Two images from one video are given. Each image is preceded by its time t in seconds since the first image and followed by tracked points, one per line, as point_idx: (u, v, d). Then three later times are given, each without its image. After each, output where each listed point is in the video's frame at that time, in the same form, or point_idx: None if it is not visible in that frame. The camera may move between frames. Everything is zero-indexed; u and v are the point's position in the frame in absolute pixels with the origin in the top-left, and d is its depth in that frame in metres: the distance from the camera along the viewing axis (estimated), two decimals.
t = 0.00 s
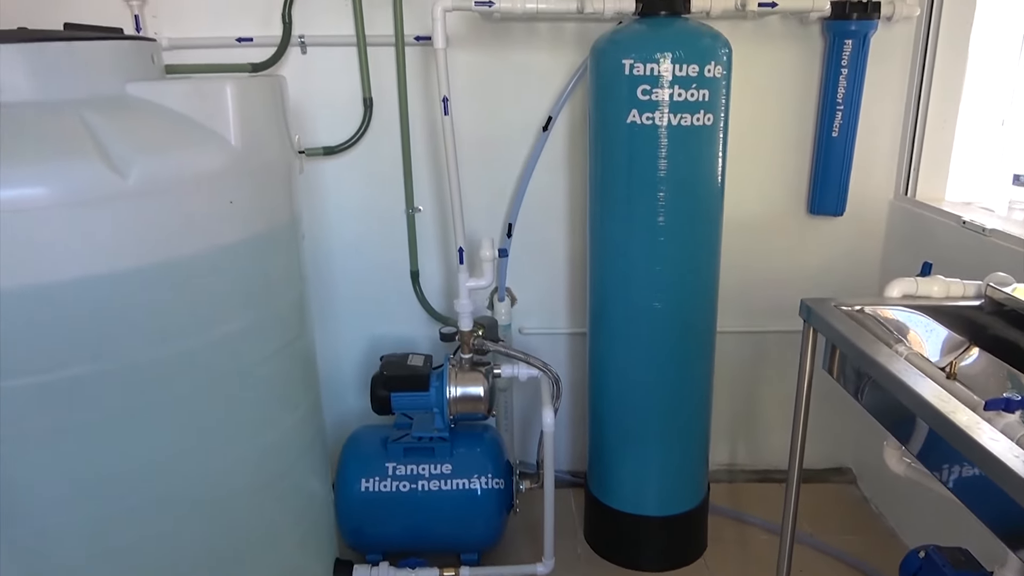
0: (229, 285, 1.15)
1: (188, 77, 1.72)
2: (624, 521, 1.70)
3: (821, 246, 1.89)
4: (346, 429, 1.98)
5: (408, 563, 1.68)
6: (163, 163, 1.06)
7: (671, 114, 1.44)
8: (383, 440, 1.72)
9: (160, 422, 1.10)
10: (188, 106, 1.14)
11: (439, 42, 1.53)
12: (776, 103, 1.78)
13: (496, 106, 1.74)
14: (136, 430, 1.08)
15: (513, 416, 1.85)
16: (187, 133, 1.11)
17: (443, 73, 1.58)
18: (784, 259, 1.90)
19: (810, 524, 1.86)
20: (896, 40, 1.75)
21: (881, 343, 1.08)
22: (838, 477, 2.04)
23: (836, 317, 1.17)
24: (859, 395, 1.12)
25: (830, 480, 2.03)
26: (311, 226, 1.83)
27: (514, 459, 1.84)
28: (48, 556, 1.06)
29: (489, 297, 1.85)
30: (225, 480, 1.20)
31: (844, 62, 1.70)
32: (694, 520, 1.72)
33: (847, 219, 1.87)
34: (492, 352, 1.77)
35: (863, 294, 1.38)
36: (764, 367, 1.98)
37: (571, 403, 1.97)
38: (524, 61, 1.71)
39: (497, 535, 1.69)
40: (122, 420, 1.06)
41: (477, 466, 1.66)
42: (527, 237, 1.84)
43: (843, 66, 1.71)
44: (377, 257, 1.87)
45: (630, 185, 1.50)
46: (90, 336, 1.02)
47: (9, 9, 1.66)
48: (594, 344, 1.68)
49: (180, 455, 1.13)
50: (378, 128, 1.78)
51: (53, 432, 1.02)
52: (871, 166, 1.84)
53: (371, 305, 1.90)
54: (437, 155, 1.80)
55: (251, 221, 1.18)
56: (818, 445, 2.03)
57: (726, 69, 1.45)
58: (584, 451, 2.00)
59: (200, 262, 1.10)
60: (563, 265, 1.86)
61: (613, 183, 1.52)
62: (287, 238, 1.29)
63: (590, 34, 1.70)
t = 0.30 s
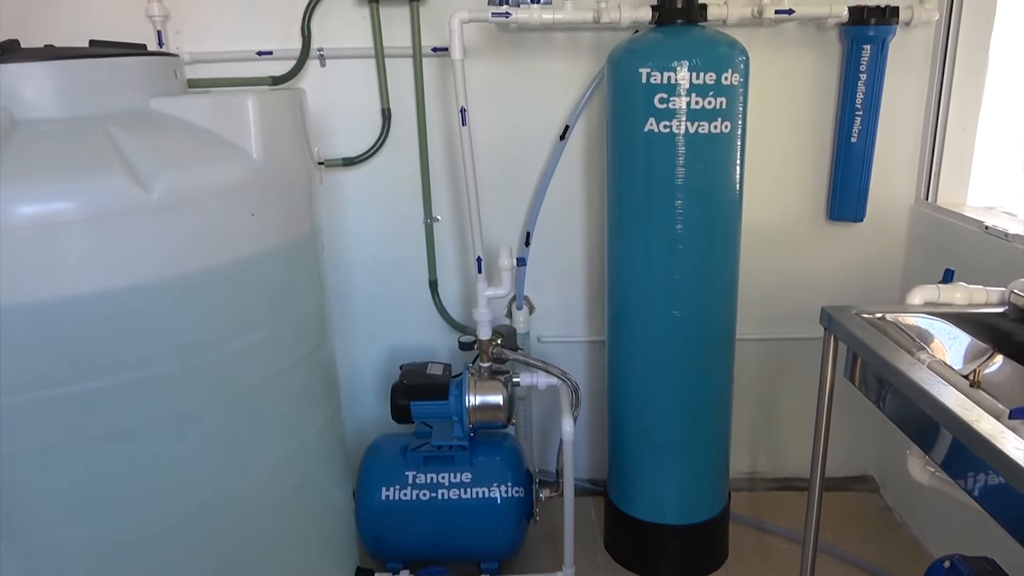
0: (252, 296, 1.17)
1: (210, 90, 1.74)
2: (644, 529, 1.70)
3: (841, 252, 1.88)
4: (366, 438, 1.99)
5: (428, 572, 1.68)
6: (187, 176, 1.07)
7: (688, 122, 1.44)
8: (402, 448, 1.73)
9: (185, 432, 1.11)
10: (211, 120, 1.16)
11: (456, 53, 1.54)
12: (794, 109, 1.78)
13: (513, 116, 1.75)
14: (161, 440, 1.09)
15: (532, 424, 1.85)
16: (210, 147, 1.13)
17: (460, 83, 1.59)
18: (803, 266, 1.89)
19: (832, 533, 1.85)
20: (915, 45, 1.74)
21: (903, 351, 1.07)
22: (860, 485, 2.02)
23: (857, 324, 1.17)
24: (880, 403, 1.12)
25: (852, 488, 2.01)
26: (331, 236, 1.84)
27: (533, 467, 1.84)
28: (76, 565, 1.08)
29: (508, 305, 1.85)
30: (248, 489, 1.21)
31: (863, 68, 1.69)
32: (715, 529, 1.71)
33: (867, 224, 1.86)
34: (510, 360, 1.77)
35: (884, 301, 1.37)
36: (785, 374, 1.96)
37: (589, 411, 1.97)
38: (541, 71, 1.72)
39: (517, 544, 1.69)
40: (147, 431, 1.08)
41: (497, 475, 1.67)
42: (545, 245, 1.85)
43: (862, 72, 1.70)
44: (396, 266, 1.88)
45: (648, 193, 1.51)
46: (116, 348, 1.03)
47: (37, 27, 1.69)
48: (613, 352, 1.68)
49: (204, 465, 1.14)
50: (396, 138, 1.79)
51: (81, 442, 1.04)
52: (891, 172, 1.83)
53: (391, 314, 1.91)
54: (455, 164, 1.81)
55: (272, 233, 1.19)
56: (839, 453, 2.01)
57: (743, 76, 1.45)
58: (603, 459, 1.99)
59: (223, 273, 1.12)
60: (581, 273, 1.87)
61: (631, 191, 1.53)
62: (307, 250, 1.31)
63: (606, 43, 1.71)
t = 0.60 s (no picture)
0: (275, 303, 1.18)
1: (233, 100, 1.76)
2: (664, 537, 1.69)
3: (863, 258, 1.86)
4: (386, 444, 2.00)
5: None
6: (211, 186, 1.09)
7: (709, 129, 1.44)
8: (423, 455, 1.74)
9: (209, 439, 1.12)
10: (235, 130, 1.18)
11: (476, 61, 1.55)
12: (815, 114, 1.77)
13: (532, 123, 1.75)
14: (186, 447, 1.10)
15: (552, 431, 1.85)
16: (234, 156, 1.14)
17: (480, 91, 1.60)
18: (825, 272, 1.87)
19: (856, 542, 1.83)
20: (937, 50, 1.73)
21: (928, 359, 1.06)
22: (884, 494, 1.99)
23: (881, 332, 1.16)
24: (905, 412, 1.11)
25: (876, 497, 1.99)
26: (352, 243, 1.86)
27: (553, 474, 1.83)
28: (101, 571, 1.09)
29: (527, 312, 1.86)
30: (270, 496, 1.22)
31: (884, 73, 1.68)
32: (736, 537, 1.70)
33: (890, 230, 1.85)
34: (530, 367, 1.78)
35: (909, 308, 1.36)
36: (806, 381, 1.95)
37: (609, 418, 1.97)
38: (560, 78, 1.72)
39: (537, 551, 1.69)
40: (173, 438, 1.09)
41: (517, 482, 1.67)
42: (564, 252, 1.85)
43: (883, 76, 1.69)
44: (417, 273, 1.89)
45: (668, 201, 1.50)
46: (142, 356, 1.05)
47: (67, 40, 1.73)
48: (633, 360, 1.68)
49: (227, 472, 1.15)
50: (416, 146, 1.81)
51: (108, 450, 1.05)
52: (914, 177, 1.81)
53: (411, 320, 1.92)
54: (475, 172, 1.82)
55: (295, 241, 1.21)
56: (863, 461, 1.99)
57: (764, 83, 1.45)
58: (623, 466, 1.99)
59: (247, 281, 1.13)
60: (600, 280, 1.87)
61: (651, 198, 1.52)
62: (329, 257, 1.32)
63: (625, 50, 1.71)
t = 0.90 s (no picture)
0: (297, 306, 1.19)
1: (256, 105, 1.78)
2: (684, 543, 1.68)
3: (886, 264, 1.84)
4: (405, 447, 2.01)
5: None
6: (235, 190, 1.10)
7: (730, 134, 1.43)
8: (442, 458, 1.74)
9: (232, 441, 1.13)
10: (258, 135, 1.18)
11: (497, 66, 1.56)
12: (837, 119, 1.75)
13: (552, 128, 1.76)
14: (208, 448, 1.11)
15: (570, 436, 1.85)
16: (257, 160, 1.15)
17: (501, 96, 1.60)
18: (847, 278, 1.86)
19: (878, 551, 1.81)
20: (963, 53, 1.71)
21: (954, 367, 1.05)
22: (907, 502, 1.97)
23: (906, 340, 1.15)
24: (929, 420, 1.10)
25: (899, 505, 1.97)
26: (373, 247, 1.87)
27: (572, 479, 1.83)
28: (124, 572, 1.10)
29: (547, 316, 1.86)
30: (291, 498, 1.23)
31: (909, 77, 1.67)
32: (756, 544, 1.69)
33: (914, 235, 1.83)
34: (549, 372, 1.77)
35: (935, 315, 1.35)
36: (828, 387, 1.93)
37: (628, 423, 1.96)
38: (581, 83, 1.72)
39: (556, 556, 1.69)
40: (196, 439, 1.10)
41: (536, 486, 1.66)
42: (584, 257, 1.85)
43: (908, 80, 1.67)
44: (437, 277, 1.90)
45: (689, 205, 1.50)
46: (166, 358, 1.06)
47: (96, 47, 1.76)
48: (653, 365, 1.67)
49: (249, 473, 1.16)
50: (437, 150, 1.81)
51: (133, 450, 1.06)
52: (938, 182, 1.79)
53: (430, 323, 1.93)
54: (495, 176, 1.82)
55: (317, 245, 1.21)
56: (886, 469, 1.97)
57: (787, 87, 1.44)
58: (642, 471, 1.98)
59: (269, 285, 1.14)
60: (620, 284, 1.86)
61: (671, 202, 1.52)
62: (350, 261, 1.33)
63: (646, 54, 1.71)
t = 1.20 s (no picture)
0: (319, 307, 1.18)
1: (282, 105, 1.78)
2: (707, 550, 1.66)
3: (917, 270, 1.81)
4: (426, 449, 2.00)
5: None
6: (259, 190, 1.09)
7: (759, 136, 1.41)
8: (463, 460, 1.73)
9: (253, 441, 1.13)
10: (283, 135, 1.18)
11: (521, 66, 1.54)
12: (868, 122, 1.72)
13: (577, 130, 1.74)
14: (229, 448, 1.11)
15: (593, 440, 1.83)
16: (282, 160, 1.15)
17: (526, 96, 1.59)
18: (877, 283, 1.82)
19: (906, 563, 1.77)
20: (999, 54, 1.67)
21: (990, 376, 1.02)
22: (937, 513, 1.93)
23: (941, 348, 1.12)
24: (962, 431, 1.06)
25: (928, 516, 1.93)
26: (396, 248, 1.87)
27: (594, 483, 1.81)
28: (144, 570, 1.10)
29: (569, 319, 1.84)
30: (311, 499, 1.22)
31: (943, 79, 1.63)
32: (781, 553, 1.66)
33: (946, 241, 1.79)
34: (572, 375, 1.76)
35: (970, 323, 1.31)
36: (857, 394, 1.90)
37: (651, 428, 1.94)
38: (606, 84, 1.71)
39: (576, 561, 1.67)
40: (217, 439, 1.10)
41: (557, 491, 1.65)
42: (608, 259, 1.83)
43: (941, 82, 1.63)
44: (460, 278, 1.89)
45: (716, 208, 1.48)
46: (188, 357, 1.05)
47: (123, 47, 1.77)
48: (677, 369, 1.65)
49: (270, 474, 1.16)
50: (460, 151, 1.80)
51: (155, 449, 1.06)
52: (972, 187, 1.75)
53: (452, 324, 1.92)
54: (519, 178, 1.81)
55: (340, 246, 1.21)
56: (915, 479, 1.93)
57: (817, 88, 1.41)
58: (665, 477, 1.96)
59: (291, 285, 1.13)
60: (644, 287, 1.84)
61: (698, 205, 1.50)
62: (373, 262, 1.32)
63: (673, 55, 1.68)
